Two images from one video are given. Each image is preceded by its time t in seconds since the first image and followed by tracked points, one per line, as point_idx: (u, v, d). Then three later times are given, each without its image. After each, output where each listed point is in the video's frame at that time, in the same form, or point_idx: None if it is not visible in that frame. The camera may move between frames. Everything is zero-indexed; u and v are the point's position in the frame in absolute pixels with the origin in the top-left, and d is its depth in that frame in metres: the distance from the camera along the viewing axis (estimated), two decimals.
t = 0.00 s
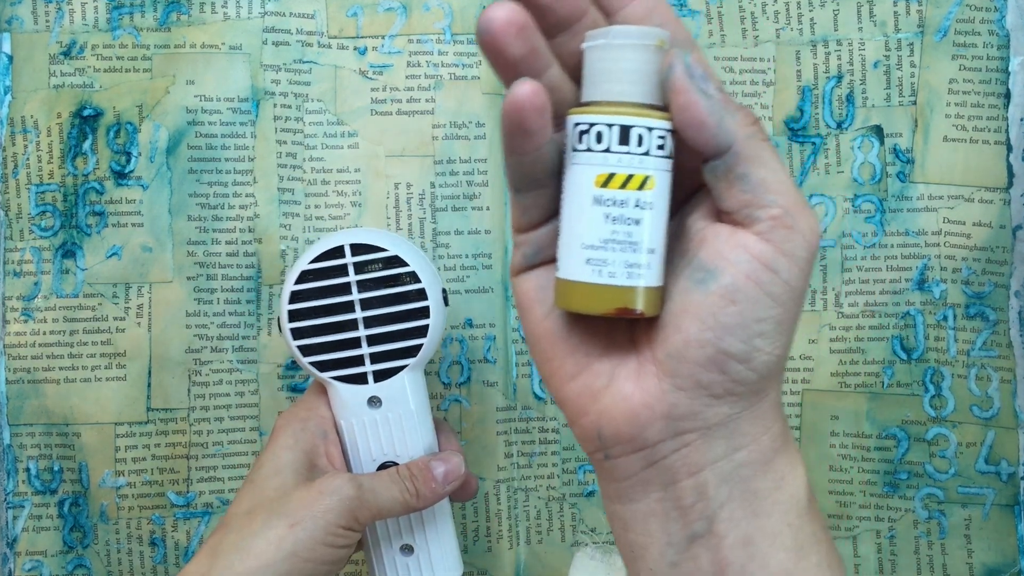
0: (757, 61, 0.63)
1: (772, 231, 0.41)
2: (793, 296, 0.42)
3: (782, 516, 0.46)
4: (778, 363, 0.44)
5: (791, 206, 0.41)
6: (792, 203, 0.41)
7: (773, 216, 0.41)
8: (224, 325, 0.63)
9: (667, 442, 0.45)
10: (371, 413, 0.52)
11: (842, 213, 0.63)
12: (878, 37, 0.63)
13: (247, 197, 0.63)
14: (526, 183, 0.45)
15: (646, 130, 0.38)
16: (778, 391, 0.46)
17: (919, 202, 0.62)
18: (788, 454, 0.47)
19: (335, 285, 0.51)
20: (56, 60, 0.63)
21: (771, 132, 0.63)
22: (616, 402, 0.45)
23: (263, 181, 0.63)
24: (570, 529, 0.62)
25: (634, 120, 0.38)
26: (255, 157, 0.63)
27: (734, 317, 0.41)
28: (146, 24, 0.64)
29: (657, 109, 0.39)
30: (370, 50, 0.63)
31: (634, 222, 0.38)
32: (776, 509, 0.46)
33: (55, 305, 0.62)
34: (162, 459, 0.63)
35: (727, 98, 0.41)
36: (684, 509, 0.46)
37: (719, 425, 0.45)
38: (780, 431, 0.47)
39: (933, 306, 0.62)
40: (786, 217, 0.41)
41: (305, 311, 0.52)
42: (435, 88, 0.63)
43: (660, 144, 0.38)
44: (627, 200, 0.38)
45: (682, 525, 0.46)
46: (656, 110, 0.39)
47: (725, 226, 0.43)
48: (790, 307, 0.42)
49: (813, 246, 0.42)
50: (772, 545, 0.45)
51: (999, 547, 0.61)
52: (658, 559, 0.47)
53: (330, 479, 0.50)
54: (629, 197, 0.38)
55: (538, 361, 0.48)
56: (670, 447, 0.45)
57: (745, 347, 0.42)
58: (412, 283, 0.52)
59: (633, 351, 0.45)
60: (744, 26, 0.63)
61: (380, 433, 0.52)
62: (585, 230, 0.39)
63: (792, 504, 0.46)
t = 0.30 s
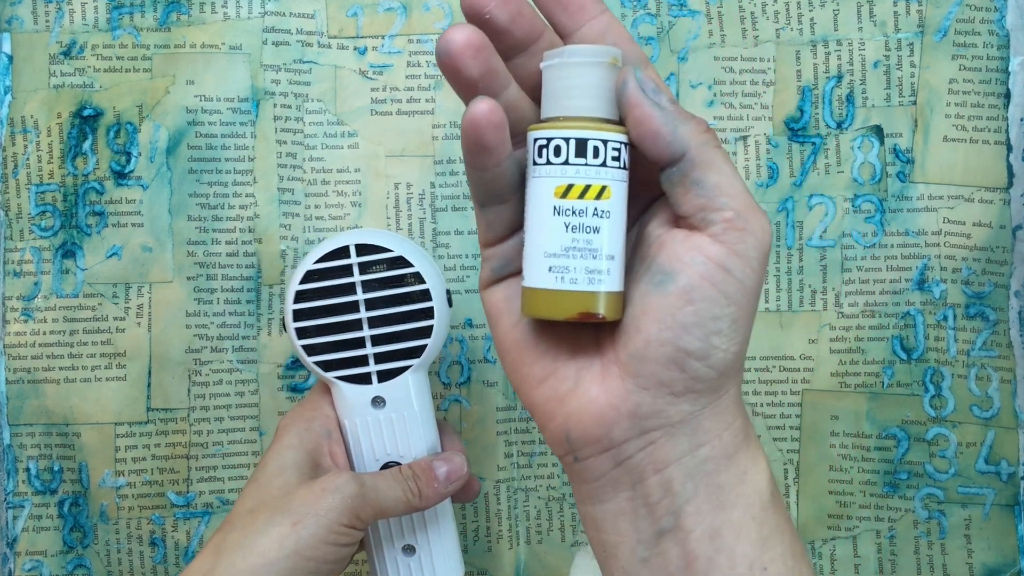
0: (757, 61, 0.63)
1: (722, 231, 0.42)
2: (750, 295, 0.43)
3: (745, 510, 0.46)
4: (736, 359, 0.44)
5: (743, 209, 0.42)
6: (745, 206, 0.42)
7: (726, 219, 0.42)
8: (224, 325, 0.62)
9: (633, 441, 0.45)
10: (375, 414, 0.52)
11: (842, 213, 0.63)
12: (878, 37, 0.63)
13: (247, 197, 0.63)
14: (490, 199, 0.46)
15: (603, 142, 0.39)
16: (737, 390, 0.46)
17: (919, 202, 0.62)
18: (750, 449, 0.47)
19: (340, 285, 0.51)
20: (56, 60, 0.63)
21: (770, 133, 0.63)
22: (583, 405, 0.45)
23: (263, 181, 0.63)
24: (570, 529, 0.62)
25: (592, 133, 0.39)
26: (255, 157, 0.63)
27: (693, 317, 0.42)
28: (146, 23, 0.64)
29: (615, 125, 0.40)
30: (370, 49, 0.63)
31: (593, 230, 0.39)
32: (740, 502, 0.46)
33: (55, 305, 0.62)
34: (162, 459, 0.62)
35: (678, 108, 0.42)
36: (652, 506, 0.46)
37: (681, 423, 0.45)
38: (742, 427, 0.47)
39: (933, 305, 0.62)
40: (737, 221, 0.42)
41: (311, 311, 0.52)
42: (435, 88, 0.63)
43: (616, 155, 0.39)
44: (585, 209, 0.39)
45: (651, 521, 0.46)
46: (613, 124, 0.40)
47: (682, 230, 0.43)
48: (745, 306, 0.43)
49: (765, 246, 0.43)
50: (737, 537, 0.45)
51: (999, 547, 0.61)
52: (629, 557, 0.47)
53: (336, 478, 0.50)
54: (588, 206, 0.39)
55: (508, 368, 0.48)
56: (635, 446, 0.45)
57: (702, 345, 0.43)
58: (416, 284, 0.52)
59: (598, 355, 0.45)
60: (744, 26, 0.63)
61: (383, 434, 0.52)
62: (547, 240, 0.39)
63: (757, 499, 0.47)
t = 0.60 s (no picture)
0: (757, 61, 0.63)
1: (720, 224, 0.42)
2: (746, 288, 0.43)
3: (742, 497, 0.46)
4: (731, 349, 0.44)
5: (739, 201, 0.42)
6: (740, 198, 0.42)
7: (723, 211, 0.42)
8: (224, 325, 0.63)
9: (631, 429, 0.45)
10: (372, 409, 0.52)
11: (842, 213, 0.63)
12: (878, 37, 0.63)
13: (247, 197, 0.63)
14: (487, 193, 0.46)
15: (599, 136, 0.39)
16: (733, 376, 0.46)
17: (919, 202, 0.62)
18: (747, 438, 0.47)
19: (337, 281, 0.51)
20: (56, 60, 0.63)
21: (770, 132, 0.63)
22: (582, 395, 0.45)
23: (263, 181, 0.63)
24: (570, 530, 0.62)
25: (588, 128, 0.39)
26: (255, 157, 0.63)
27: (688, 306, 0.42)
28: (146, 24, 0.64)
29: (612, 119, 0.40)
30: (370, 49, 0.63)
31: (590, 222, 0.39)
32: (736, 490, 0.46)
33: (55, 305, 0.62)
34: (162, 459, 0.63)
35: (676, 102, 0.42)
36: (649, 494, 0.46)
37: (680, 411, 0.45)
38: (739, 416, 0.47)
39: (933, 306, 0.62)
40: (734, 213, 0.42)
41: (307, 307, 0.52)
42: (435, 88, 0.63)
43: (613, 149, 0.39)
44: (582, 201, 0.39)
45: (649, 507, 0.46)
46: (610, 119, 0.40)
47: (680, 223, 0.43)
48: (741, 296, 0.43)
49: (761, 238, 0.43)
50: (734, 523, 0.45)
51: (999, 547, 0.61)
52: (627, 544, 0.47)
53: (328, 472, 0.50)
54: (585, 198, 0.39)
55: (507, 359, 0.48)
56: (633, 434, 0.46)
57: (698, 335, 0.43)
58: (411, 279, 0.52)
59: (597, 345, 0.46)
60: (744, 26, 0.63)
61: (380, 429, 0.52)
62: (544, 231, 0.39)
63: (754, 487, 0.46)
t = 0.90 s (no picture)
0: (757, 61, 0.63)
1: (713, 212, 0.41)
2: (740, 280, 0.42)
3: (740, 496, 0.46)
4: (725, 343, 0.44)
5: (735, 190, 0.41)
6: (737, 188, 0.41)
7: (718, 200, 0.41)
8: (224, 325, 0.63)
9: (622, 421, 0.45)
10: (376, 410, 0.52)
11: (841, 213, 0.63)
12: (878, 37, 0.63)
13: (247, 197, 0.63)
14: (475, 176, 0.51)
15: (594, 127, 0.39)
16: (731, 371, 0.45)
17: (919, 202, 0.62)
18: (746, 437, 0.47)
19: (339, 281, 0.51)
20: (56, 60, 0.63)
21: (770, 133, 0.63)
22: (571, 384, 0.45)
23: (263, 181, 0.63)
24: (570, 530, 0.62)
25: (584, 118, 0.39)
26: (255, 157, 0.63)
27: (678, 297, 0.42)
28: (146, 24, 0.64)
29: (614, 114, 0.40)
30: (370, 50, 0.64)
31: (577, 211, 0.39)
32: (734, 489, 0.46)
33: (56, 305, 0.62)
34: (162, 459, 0.63)
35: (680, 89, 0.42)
36: (645, 492, 0.46)
37: (670, 405, 0.44)
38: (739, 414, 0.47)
39: (933, 306, 0.62)
40: (729, 202, 0.41)
41: (309, 308, 0.52)
42: (435, 88, 0.63)
43: (609, 142, 0.39)
44: (572, 191, 0.39)
45: (644, 505, 0.46)
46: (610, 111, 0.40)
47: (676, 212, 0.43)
48: (735, 289, 0.42)
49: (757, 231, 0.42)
50: (732, 524, 0.45)
51: (999, 547, 0.61)
52: (625, 542, 0.47)
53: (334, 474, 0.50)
54: (574, 187, 0.39)
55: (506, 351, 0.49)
56: (624, 427, 0.45)
57: (688, 324, 0.42)
58: (415, 281, 0.52)
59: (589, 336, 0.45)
60: (744, 26, 0.63)
61: (382, 431, 0.52)
62: (533, 218, 0.40)
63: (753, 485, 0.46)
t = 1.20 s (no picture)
0: (757, 61, 0.63)
1: (682, 241, 0.39)
2: (715, 306, 0.41)
3: (726, 516, 0.45)
4: (703, 369, 0.43)
5: (704, 216, 0.39)
6: (707, 211, 0.39)
7: (687, 228, 0.39)
8: (224, 325, 0.63)
9: (608, 453, 0.44)
10: (374, 415, 0.52)
11: (841, 214, 0.63)
12: (878, 37, 0.63)
13: (247, 197, 0.63)
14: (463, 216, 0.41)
15: (570, 160, 0.36)
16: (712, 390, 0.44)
17: (919, 202, 0.62)
18: (731, 454, 0.46)
19: (339, 287, 0.51)
20: (56, 60, 0.63)
21: (770, 133, 0.63)
22: (554, 420, 0.44)
23: (263, 181, 0.63)
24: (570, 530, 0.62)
25: (556, 150, 0.36)
26: (255, 157, 0.63)
27: (653, 333, 0.40)
28: (146, 24, 0.64)
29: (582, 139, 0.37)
30: (370, 50, 0.64)
31: (559, 250, 0.36)
32: (720, 508, 0.45)
33: (56, 305, 0.62)
34: (161, 459, 0.63)
35: (645, 100, 0.38)
36: (632, 516, 0.45)
37: (656, 434, 0.44)
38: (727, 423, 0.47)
39: (933, 306, 0.62)
40: (699, 229, 0.39)
41: (309, 314, 0.51)
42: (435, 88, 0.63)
43: (585, 173, 0.37)
44: (551, 228, 0.36)
45: (630, 531, 0.46)
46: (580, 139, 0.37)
47: (647, 237, 0.41)
48: (710, 317, 0.41)
49: (730, 251, 0.40)
50: (717, 544, 0.45)
51: (999, 547, 0.61)
52: (611, 564, 0.47)
53: (335, 480, 0.50)
54: (554, 225, 0.36)
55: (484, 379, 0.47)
56: (611, 458, 0.44)
57: (666, 360, 0.41)
58: (414, 286, 0.51)
59: (568, 366, 0.44)
60: (744, 27, 0.63)
61: (382, 436, 0.52)
62: (510, 259, 0.37)
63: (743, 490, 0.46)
